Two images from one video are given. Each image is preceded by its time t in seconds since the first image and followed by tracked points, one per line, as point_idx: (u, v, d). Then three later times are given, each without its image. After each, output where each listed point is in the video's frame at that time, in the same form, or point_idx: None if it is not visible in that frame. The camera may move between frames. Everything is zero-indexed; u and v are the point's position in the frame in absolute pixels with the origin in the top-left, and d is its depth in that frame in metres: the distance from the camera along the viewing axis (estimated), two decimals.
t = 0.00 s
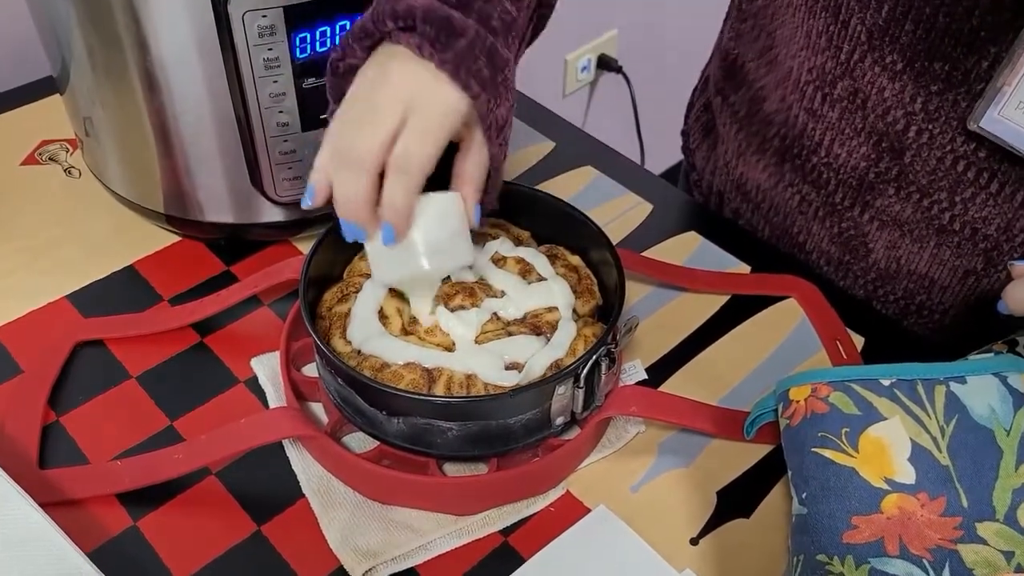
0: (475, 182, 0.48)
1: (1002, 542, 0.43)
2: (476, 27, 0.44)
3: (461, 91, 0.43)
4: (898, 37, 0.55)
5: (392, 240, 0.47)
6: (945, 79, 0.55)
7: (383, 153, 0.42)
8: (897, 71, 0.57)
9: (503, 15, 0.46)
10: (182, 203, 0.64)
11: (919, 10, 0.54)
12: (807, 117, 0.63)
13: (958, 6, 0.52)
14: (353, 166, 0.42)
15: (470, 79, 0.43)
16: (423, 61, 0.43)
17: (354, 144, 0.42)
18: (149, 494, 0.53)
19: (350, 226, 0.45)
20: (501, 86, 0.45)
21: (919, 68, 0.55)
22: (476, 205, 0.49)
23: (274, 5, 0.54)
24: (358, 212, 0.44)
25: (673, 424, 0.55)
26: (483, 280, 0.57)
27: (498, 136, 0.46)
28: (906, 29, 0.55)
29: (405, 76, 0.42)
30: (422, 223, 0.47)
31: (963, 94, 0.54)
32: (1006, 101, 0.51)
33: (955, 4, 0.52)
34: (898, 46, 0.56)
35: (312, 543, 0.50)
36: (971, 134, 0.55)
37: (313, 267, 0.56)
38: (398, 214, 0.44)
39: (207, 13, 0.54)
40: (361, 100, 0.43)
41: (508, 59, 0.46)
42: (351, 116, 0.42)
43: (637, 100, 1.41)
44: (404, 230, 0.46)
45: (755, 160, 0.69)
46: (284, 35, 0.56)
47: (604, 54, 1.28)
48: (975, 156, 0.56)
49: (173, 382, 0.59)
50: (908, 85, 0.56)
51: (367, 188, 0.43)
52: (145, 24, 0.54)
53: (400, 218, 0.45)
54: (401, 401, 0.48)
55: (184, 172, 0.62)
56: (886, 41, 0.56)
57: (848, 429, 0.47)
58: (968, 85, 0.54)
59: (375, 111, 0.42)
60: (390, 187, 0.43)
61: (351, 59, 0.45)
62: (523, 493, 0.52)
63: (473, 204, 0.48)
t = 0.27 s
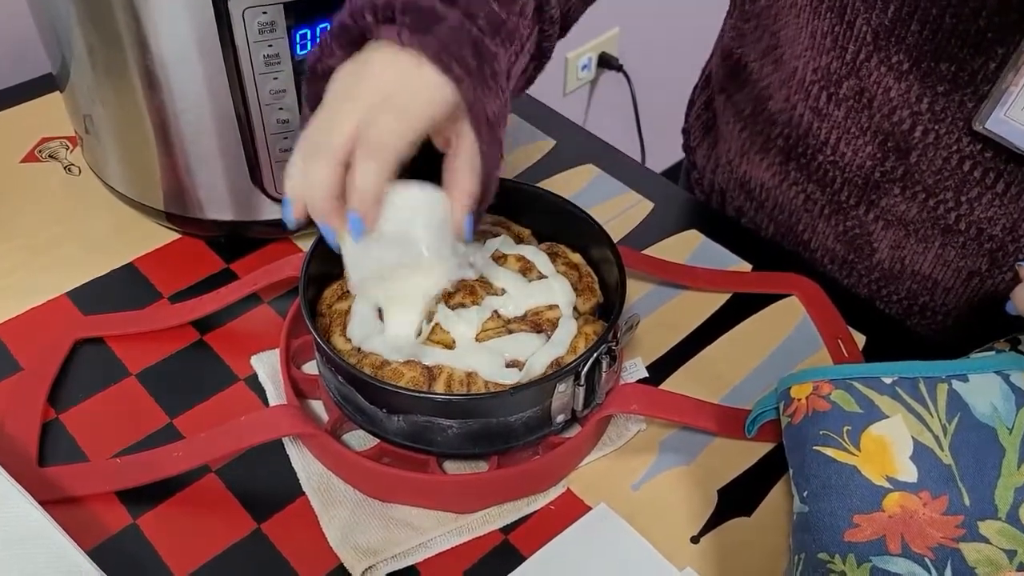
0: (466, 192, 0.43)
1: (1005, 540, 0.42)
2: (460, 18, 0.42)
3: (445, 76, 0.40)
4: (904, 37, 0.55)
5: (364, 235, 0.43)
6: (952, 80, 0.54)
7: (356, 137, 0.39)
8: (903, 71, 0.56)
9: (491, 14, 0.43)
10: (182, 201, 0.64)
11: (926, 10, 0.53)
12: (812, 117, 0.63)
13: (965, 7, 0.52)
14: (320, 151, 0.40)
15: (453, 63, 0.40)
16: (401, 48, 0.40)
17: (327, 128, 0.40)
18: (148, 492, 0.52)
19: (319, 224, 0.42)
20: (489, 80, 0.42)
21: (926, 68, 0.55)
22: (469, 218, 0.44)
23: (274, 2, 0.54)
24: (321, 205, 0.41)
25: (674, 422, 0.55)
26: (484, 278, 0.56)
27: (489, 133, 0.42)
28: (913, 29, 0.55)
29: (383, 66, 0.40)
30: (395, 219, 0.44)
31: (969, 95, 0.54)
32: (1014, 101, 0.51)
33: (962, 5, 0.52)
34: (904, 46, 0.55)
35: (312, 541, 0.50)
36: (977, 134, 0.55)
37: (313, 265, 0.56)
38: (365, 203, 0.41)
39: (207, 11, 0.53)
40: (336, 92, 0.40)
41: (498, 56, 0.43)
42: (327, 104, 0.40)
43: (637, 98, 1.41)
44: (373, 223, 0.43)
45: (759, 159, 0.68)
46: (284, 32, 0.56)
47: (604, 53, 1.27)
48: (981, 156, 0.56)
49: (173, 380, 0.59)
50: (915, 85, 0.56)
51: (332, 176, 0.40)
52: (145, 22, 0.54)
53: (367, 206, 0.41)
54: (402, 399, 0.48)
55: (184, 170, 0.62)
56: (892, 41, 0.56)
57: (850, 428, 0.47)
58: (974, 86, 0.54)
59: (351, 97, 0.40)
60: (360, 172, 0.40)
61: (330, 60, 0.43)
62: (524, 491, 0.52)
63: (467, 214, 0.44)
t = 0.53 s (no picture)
0: (506, 223, 0.48)
1: (1006, 542, 0.42)
2: (494, 54, 0.44)
3: (485, 112, 0.43)
4: (910, 41, 0.55)
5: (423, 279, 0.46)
6: (958, 83, 0.54)
7: (408, 184, 0.43)
8: (909, 75, 0.56)
9: (518, 44, 0.45)
10: (182, 200, 0.64)
11: (932, 14, 0.53)
12: (816, 119, 0.63)
13: (971, 11, 0.52)
14: (376, 201, 0.43)
15: (493, 101, 0.43)
16: (438, 89, 0.43)
17: (379, 176, 0.43)
18: (148, 492, 0.52)
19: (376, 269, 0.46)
20: (523, 111, 0.45)
21: (931, 72, 0.55)
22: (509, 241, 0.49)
23: (274, 2, 0.54)
24: (382, 254, 0.45)
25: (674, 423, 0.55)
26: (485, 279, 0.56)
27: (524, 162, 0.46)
28: (919, 33, 0.54)
29: (421, 105, 0.43)
30: (450, 263, 0.47)
31: (975, 99, 0.54)
32: (1017, 105, 0.51)
33: (969, 9, 0.52)
34: (910, 50, 0.55)
35: (312, 541, 0.50)
36: (981, 138, 0.55)
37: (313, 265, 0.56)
38: (424, 249, 0.45)
39: (208, 10, 0.53)
40: (378, 138, 0.43)
41: (529, 87, 0.46)
42: (372, 152, 0.43)
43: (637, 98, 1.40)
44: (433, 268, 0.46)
45: (762, 160, 0.68)
46: (284, 32, 0.56)
47: (604, 53, 1.27)
48: (986, 159, 0.56)
49: (172, 380, 0.59)
50: (920, 89, 0.56)
51: (390, 225, 0.43)
52: (146, 22, 0.54)
53: (428, 253, 0.45)
54: (402, 400, 0.48)
55: (185, 170, 0.62)
56: (898, 45, 0.56)
57: (850, 428, 0.46)
58: (980, 90, 0.54)
59: (397, 143, 0.43)
60: (416, 220, 0.44)
61: (366, 100, 0.46)
62: (524, 491, 0.52)
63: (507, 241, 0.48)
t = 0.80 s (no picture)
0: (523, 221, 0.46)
1: (1007, 544, 0.42)
2: (503, 49, 0.44)
3: (495, 107, 0.42)
4: (909, 41, 0.55)
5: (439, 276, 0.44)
6: (957, 84, 0.54)
7: (420, 180, 0.41)
8: (908, 75, 0.56)
9: (526, 39, 0.45)
10: (182, 201, 0.64)
11: (931, 15, 0.53)
12: (816, 120, 0.63)
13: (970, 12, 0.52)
14: (388, 197, 0.41)
15: (503, 96, 0.43)
16: (447, 87, 0.42)
17: (392, 172, 0.41)
18: (148, 493, 0.52)
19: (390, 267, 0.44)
20: (535, 108, 0.44)
21: (931, 73, 0.55)
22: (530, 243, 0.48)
23: (274, 2, 0.54)
24: (397, 252, 0.42)
25: (674, 424, 0.55)
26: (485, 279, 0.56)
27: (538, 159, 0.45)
28: (918, 34, 0.54)
29: (432, 102, 0.42)
30: (468, 254, 0.50)
31: (974, 99, 0.54)
32: (1017, 105, 0.52)
33: (968, 10, 0.52)
34: (908, 51, 0.55)
35: (312, 542, 0.50)
36: (981, 138, 0.55)
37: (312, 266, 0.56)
38: (441, 243, 0.42)
39: (208, 10, 0.53)
40: (388, 138, 0.42)
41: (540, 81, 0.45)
42: (383, 152, 0.42)
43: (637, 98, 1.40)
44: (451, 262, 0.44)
45: (762, 161, 0.68)
46: (284, 32, 0.56)
47: (605, 53, 1.27)
48: (986, 159, 0.56)
49: (172, 380, 0.59)
50: (919, 89, 0.56)
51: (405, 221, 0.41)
52: (146, 22, 0.54)
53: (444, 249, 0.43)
54: (402, 401, 0.48)
55: (184, 171, 0.61)
56: (897, 45, 0.56)
57: (851, 430, 0.46)
58: (980, 90, 0.54)
59: (408, 140, 0.41)
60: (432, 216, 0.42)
61: (374, 99, 0.45)
62: (525, 492, 0.52)
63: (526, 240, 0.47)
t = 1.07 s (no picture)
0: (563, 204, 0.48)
1: (1010, 543, 0.42)
2: (537, 48, 0.44)
3: (537, 107, 0.43)
4: (911, 36, 0.55)
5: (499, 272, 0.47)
6: (959, 79, 0.54)
7: (472, 182, 0.43)
8: (910, 70, 0.56)
9: (553, 35, 0.45)
10: (185, 199, 0.64)
11: (933, 9, 0.53)
12: (818, 116, 0.63)
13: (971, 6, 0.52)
14: (446, 203, 0.43)
15: (542, 94, 0.43)
16: (486, 87, 0.43)
17: (444, 179, 0.42)
18: (151, 490, 0.52)
19: (450, 269, 0.46)
20: (568, 101, 0.45)
21: (933, 67, 0.55)
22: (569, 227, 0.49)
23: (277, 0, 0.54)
24: (455, 253, 0.45)
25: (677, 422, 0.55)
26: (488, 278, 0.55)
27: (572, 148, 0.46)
28: (920, 28, 0.54)
29: (474, 101, 0.43)
30: (524, 251, 0.48)
31: (976, 94, 0.54)
32: (1017, 100, 0.52)
33: (970, 4, 0.52)
34: (911, 46, 0.55)
35: (314, 540, 0.50)
36: (982, 133, 0.55)
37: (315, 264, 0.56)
38: (498, 241, 0.45)
39: (210, 9, 0.53)
40: (434, 144, 0.43)
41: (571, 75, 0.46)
42: (433, 157, 0.43)
43: (640, 95, 1.40)
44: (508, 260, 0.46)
45: (764, 158, 0.68)
46: (287, 30, 0.55)
47: (607, 51, 1.28)
48: (988, 154, 0.56)
49: (174, 379, 0.59)
50: (921, 84, 0.56)
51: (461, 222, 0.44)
52: (148, 20, 0.54)
53: (501, 245, 0.45)
54: (406, 399, 0.48)
55: (187, 169, 0.61)
56: (899, 40, 0.56)
57: (854, 429, 0.46)
58: (982, 85, 0.54)
59: (455, 146, 0.42)
60: (488, 214, 0.44)
61: (412, 104, 0.46)
62: (528, 491, 0.52)
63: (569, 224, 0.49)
